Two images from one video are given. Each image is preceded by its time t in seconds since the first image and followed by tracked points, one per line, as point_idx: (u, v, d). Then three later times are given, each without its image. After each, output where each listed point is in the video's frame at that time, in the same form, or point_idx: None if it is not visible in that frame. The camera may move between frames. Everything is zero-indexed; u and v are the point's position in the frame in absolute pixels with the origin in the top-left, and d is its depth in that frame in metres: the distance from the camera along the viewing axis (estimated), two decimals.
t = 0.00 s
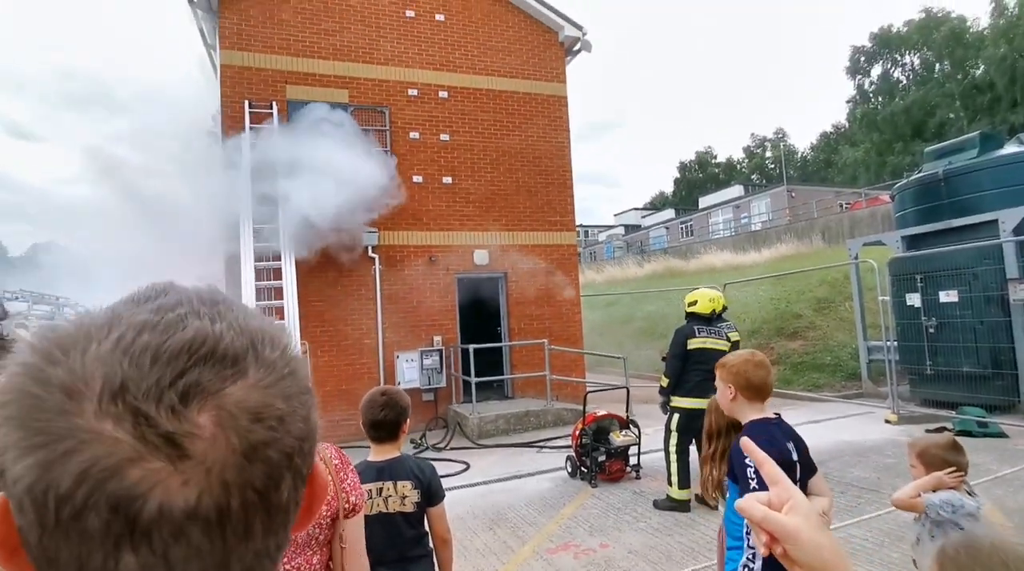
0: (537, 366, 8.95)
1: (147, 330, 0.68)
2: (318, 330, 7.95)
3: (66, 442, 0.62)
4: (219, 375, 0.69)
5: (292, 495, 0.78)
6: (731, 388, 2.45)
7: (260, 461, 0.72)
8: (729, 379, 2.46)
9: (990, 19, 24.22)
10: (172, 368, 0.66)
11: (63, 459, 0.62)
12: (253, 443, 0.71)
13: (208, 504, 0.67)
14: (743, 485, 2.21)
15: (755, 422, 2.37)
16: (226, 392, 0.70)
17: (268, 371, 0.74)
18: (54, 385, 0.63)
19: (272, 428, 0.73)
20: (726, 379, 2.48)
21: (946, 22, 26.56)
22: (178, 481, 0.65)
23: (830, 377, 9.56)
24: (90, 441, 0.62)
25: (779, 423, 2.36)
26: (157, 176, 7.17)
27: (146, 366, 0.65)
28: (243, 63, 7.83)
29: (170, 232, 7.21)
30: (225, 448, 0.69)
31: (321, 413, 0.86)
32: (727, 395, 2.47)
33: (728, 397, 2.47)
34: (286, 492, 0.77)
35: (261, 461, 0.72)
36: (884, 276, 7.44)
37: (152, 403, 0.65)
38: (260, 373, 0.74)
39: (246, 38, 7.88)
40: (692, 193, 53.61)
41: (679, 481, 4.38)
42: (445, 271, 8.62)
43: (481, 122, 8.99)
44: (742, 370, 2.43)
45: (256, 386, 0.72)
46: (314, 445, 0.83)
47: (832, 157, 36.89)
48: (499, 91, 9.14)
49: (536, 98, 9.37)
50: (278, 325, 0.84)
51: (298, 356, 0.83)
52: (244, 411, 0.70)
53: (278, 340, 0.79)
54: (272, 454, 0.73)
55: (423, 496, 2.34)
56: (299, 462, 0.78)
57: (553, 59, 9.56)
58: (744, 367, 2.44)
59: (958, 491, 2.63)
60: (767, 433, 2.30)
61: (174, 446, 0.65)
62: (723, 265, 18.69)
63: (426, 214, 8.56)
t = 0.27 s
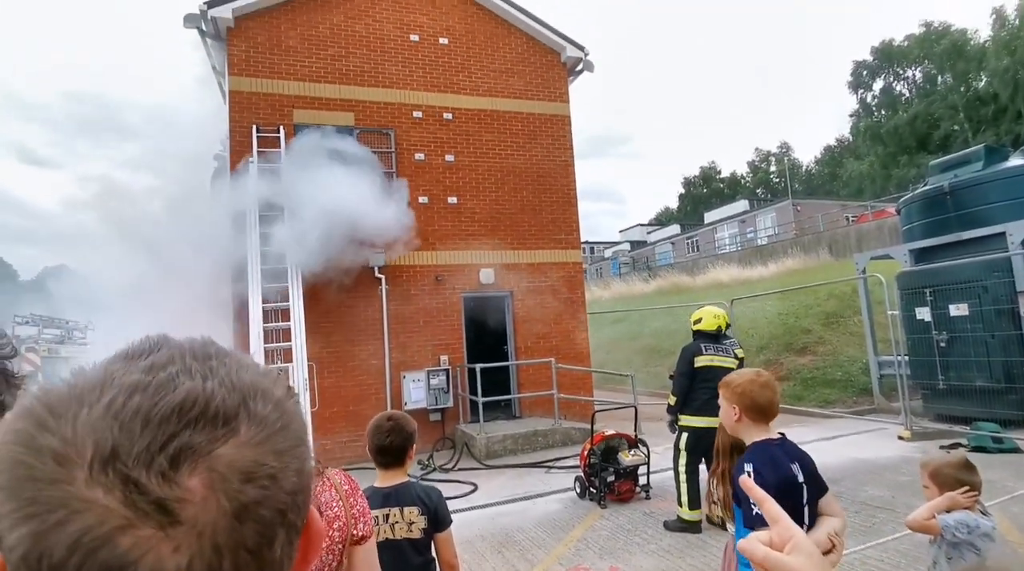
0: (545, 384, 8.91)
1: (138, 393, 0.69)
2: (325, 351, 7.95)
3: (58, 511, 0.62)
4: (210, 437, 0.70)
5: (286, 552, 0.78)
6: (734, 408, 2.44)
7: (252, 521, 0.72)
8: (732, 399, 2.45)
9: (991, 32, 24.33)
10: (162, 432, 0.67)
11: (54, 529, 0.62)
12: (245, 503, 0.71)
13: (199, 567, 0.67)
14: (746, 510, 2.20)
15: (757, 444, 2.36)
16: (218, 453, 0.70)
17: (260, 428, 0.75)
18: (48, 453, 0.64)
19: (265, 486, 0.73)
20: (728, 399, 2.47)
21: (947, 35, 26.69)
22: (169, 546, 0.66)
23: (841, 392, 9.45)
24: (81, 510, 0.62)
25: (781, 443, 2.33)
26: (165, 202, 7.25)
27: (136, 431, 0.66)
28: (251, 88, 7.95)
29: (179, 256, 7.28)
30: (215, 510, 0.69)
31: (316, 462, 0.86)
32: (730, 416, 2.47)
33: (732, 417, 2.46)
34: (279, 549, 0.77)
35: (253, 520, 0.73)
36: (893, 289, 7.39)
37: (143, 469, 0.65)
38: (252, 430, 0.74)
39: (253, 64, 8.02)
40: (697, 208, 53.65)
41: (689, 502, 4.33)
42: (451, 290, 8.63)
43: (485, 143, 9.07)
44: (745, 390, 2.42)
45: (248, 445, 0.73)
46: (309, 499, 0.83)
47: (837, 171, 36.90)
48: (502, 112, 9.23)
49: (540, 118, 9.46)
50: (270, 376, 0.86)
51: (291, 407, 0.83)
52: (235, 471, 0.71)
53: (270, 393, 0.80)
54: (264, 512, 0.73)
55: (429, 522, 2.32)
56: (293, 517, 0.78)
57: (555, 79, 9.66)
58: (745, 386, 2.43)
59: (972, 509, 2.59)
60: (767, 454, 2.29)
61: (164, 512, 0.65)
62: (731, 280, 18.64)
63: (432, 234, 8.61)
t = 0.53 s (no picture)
0: (546, 398, 8.88)
1: (130, 434, 0.69)
2: (326, 366, 7.94)
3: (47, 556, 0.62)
4: (201, 477, 0.70)
5: None
6: (727, 432, 2.42)
7: (242, 562, 0.73)
8: (724, 423, 2.44)
9: (985, 42, 24.52)
10: (153, 474, 0.66)
11: None
12: (235, 543, 0.72)
13: None
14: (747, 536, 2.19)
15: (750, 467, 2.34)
16: (209, 493, 0.70)
17: (252, 466, 0.75)
18: (39, 497, 0.64)
19: (255, 526, 0.74)
20: (720, 423, 2.45)
21: (942, 45, 26.90)
22: None
23: (844, 403, 9.41)
24: (71, 553, 0.62)
25: (776, 462, 2.32)
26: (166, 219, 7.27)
27: (126, 473, 0.66)
28: (251, 106, 8.00)
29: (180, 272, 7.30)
30: (205, 552, 0.69)
31: (310, 496, 0.87)
32: (722, 439, 2.44)
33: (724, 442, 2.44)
34: None
35: (242, 561, 0.73)
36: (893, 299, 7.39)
37: (133, 512, 0.65)
38: (244, 469, 0.74)
39: (254, 82, 8.08)
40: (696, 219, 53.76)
41: (693, 516, 4.29)
42: (451, 304, 8.63)
43: (485, 157, 9.12)
44: (736, 413, 2.40)
45: (239, 485, 0.73)
46: (301, 534, 0.83)
47: (835, 180, 37.02)
48: (501, 126, 9.29)
49: (538, 132, 9.51)
50: (263, 412, 0.86)
51: (284, 443, 0.84)
52: (225, 512, 0.71)
53: (263, 431, 0.80)
54: (254, 552, 0.74)
55: (431, 540, 2.31)
56: (284, 555, 0.79)
57: (554, 93, 9.74)
58: (737, 409, 2.41)
59: (977, 523, 2.58)
60: (762, 477, 2.25)
61: (154, 556, 0.65)
62: (731, 290, 18.63)
63: (432, 248, 8.63)
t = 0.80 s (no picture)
0: (547, 404, 8.87)
1: (127, 446, 0.69)
2: (327, 374, 7.94)
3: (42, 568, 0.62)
4: (196, 490, 0.70)
5: None
6: (739, 434, 2.37)
7: None
8: (735, 424, 2.38)
9: (983, 46, 24.62)
10: (148, 486, 0.67)
11: None
12: (228, 556, 0.72)
13: None
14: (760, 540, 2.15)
15: (763, 470, 2.30)
16: (202, 506, 0.70)
17: (248, 478, 0.75)
18: (36, 508, 0.65)
19: (249, 538, 0.74)
20: (733, 425, 2.40)
21: (940, 50, 27.01)
22: None
23: (846, 407, 9.40)
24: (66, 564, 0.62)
25: (789, 466, 2.30)
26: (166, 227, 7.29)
27: (122, 485, 0.66)
28: (251, 114, 8.04)
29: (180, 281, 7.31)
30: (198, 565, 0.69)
31: (306, 508, 0.86)
32: (734, 441, 2.39)
33: (735, 444, 2.39)
34: None
35: None
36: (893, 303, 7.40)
37: (127, 525, 0.65)
38: (240, 481, 0.75)
39: (254, 91, 8.12)
40: (696, 224, 53.82)
41: (694, 521, 4.28)
42: (452, 311, 8.63)
43: (484, 163, 9.14)
44: (750, 414, 2.35)
45: (234, 497, 0.73)
46: (296, 547, 0.83)
47: (834, 185, 37.09)
48: (500, 133, 9.32)
49: (537, 138, 9.54)
50: (261, 424, 0.86)
51: (281, 456, 0.84)
52: (219, 524, 0.71)
53: (260, 443, 0.80)
54: (248, 564, 0.73)
55: (431, 548, 2.30)
56: (278, 567, 0.79)
57: (553, 100, 9.78)
58: (751, 411, 2.36)
59: (982, 530, 2.57)
60: (778, 481, 2.22)
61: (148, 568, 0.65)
62: (732, 295, 18.64)
63: (433, 255, 8.65)
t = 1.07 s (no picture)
0: (545, 405, 8.87)
1: (134, 440, 0.71)
2: (325, 376, 7.93)
3: (53, 558, 0.62)
4: (202, 480, 0.71)
5: None
6: (748, 429, 2.37)
7: (244, 561, 0.73)
8: (745, 420, 2.39)
9: (977, 45, 24.71)
10: (159, 476, 0.68)
11: None
12: (237, 544, 0.72)
13: None
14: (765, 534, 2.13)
15: (770, 465, 2.31)
16: (210, 495, 0.71)
17: (251, 469, 0.76)
18: (44, 499, 0.65)
19: (255, 526, 0.74)
20: (743, 420, 2.40)
21: (935, 49, 27.10)
22: None
23: (843, 406, 9.41)
24: (79, 554, 0.62)
25: (795, 465, 2.30)
26: (163, 230, 7.27)
27: (132, 476, 0.67)
28: (248, 116, 8.03)
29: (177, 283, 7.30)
30: (207, 553, 0.69)
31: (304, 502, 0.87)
32: (743, 437, 2.39)
33: (744, 439, 2.39)
34: None
35: (243, 561, 0.73)
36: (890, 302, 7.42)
37: (138, 513, 0.65)
38: (244, 471, 0.75)
39: (250, 93, 8.12)
40: (693, 224, 53.88)
41: (693, 521, 4.28)
42: (449, 312, 8.63)
43: (481, 165, 9.15)
44: (760, 410, 2.36)
45: (239, 487, 0.74)
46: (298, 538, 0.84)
47: (830, 184, 37.16)
48: (497, 134, 9.32)
49: (534, 139, 9.55)
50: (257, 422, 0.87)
51: (280, 450, 0.85)
52: (227, 512, 0.71)
53: (260, 438, 0.81)
54: (255, 553, 0.73)
55: (429, 550, 2.30)
56: (283, 558, 0.79)
57: (549, 101, 9.79)
58: (761, 407, 2.37)
59: (978, 526, 2.59)
60: (784, 477, 2.23)
61: (159, 555, 0.66)
62: (729, 295, 18.66)
63: (430, 256, 8.64)
